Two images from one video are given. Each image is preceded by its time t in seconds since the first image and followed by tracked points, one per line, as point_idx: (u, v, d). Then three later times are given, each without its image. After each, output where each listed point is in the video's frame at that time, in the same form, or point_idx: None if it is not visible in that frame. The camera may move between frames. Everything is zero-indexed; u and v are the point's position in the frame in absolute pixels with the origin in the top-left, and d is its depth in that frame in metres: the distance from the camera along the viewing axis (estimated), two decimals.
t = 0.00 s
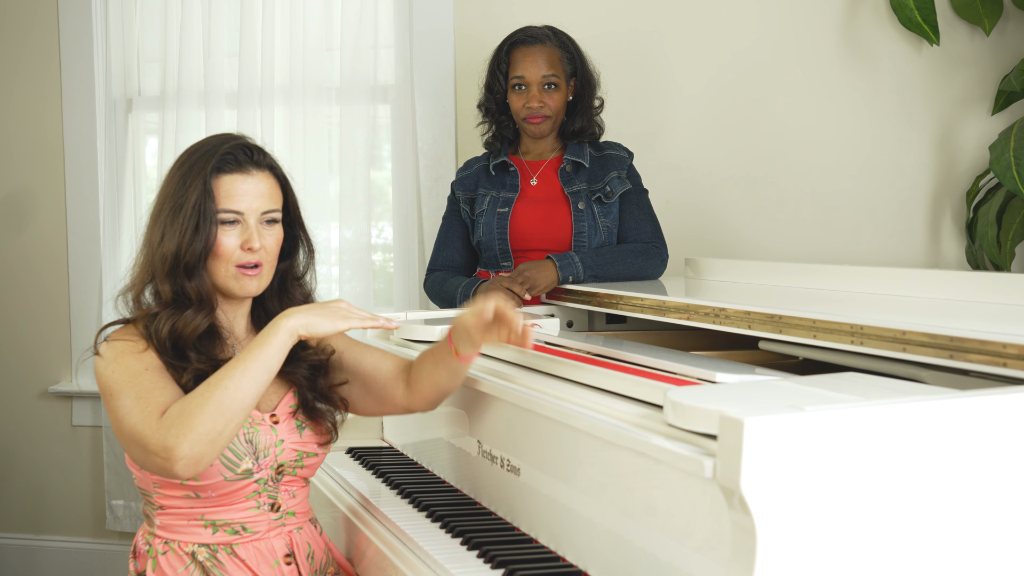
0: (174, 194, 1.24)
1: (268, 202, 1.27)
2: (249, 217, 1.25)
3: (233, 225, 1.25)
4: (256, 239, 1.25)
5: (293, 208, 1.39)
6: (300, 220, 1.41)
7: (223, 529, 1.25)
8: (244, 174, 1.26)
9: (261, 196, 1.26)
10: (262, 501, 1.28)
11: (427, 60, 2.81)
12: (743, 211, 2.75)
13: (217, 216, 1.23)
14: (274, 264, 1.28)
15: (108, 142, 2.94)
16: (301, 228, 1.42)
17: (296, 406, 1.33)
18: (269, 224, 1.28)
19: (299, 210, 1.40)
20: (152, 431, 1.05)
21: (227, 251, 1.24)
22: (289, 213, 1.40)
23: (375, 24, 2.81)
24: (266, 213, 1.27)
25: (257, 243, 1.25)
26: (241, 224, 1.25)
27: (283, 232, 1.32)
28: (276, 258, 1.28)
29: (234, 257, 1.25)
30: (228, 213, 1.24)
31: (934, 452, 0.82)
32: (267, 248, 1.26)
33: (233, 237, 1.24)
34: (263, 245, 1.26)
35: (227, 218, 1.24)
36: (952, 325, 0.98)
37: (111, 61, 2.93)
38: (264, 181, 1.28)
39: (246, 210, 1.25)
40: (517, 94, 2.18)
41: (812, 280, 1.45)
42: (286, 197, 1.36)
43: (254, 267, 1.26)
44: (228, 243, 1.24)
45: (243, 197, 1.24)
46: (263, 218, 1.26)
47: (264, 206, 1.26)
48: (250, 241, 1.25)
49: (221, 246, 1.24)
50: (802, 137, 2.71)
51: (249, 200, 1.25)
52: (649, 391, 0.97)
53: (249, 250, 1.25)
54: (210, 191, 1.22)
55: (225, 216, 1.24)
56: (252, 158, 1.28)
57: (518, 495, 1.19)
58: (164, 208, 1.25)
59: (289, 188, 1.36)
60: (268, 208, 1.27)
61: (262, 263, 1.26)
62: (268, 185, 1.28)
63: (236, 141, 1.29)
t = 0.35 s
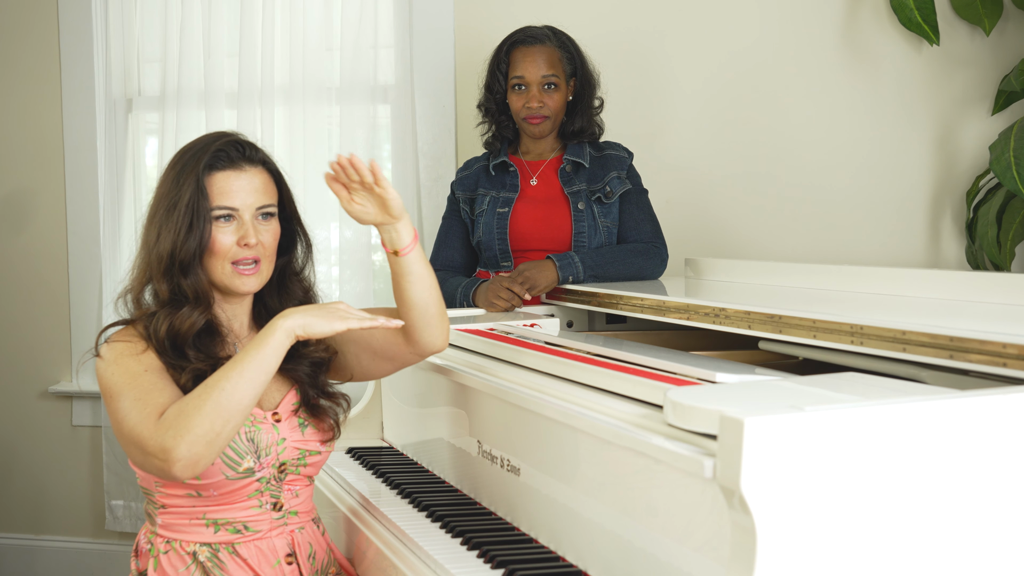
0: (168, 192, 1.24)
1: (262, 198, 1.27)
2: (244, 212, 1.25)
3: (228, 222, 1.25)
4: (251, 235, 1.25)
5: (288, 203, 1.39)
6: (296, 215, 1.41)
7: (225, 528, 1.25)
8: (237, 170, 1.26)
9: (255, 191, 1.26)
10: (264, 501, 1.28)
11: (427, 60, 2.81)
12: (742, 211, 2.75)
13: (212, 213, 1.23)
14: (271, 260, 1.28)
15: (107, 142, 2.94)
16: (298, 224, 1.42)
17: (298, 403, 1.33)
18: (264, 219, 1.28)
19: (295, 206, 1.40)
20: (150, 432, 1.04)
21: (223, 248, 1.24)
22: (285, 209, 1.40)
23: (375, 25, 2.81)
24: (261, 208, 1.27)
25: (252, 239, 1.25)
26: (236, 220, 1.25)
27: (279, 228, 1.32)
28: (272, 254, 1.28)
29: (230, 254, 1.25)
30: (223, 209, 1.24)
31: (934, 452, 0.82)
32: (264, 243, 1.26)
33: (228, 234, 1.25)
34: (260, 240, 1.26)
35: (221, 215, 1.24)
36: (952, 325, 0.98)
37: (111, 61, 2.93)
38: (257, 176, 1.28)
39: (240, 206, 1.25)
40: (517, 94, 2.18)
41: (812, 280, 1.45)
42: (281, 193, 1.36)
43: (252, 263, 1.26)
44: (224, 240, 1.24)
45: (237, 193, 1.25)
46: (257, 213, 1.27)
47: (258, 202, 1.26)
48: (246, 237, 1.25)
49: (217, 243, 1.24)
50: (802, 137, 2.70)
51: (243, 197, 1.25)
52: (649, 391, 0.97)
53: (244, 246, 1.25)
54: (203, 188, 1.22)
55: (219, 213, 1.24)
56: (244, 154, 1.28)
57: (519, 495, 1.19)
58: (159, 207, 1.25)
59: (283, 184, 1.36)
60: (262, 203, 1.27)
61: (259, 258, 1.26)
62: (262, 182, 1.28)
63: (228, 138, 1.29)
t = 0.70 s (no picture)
0: (168, 194, 1.24)
1: (261, 201, 1.26)
2: (242, 216, 1.24)
3: (226, 225, 1.24)
4: (249, 239, 1.24)
5: (290, 205, 1.38)
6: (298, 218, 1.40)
7: (225, 529, 1.25)
8: (236, 174, 1.25)
9: (254, 195, 1.25)
10: (264, 502, 1.28)
11: (427, 60, 2.81)
12: (741, 212, 2.75)
13: (210, 216, 1.23)
14: (270, 264, 1.28)
15: (107, 142, 2.94)
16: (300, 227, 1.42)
17: (298, 405, 1.33)
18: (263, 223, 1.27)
19: (297, 209, 1.39)
20: (147, 433, 1.04)
21: (221, 251, 1.24)
22: (287, 212, 1.39)
23: (375, 25, 2.81)
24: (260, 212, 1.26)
25: (250, 243, 1.24)
26: (235, 224, 1.25)
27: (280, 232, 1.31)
28: (271, 258, 1.28)
29: (228, 257, 1.25)
30: (221, 212, 1.23)
31: (934, 452, 0.82)
32: (262, 247, 1.26)
33: (226, 237, 1.24)
34: (258, 244, 1.25)
35: (220, 218, 1.24)
36: (952, 325, 0.98)
37: (111, 61, 2.93)
38: (257, 180, 1.27)
39: (239, 210, 1.24)
40: (516, 94, 2.18)
41: (812, 280, 1.45)
42: (283, 196, 1.36)
43: (249, 267, 1.26)
44: (221, 242, 1.24)
45: (236, 196, 1.24)
46: (256, 218, 1.26)
47: (258, 206, 1.25)
48: (243, 240, 1.24)
49: (214, 246, 1.24)
50: (801, 138, 2.71)
51: (242, 201, 1.24)
52: (650, 391, 0.96)
53: (242, 250, 1.24)
54: (201, 192, 1.22)
55: (217, 216, 1.23)
56: (245, 158, 1.27)
57: (519, 495, 1.19)
58: (159, 208, 1.25)
59: (285, 187, 1.35)
60: (261, 207, 1.26)
61: (257, 262, 1.26)
62: (262, 185, 1.27)
63: (229, 140, 1.28)
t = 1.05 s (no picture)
0: (170, 198, 1.23)
1: (262, 210, 1.25)
2: (242, 225, 1.24)
3: (226, 233, 1.24)
4: (247, 249, 1.23)
5: (293, 213, 1.37)
6: (301, 226, 1.40)
7: (225, 530, 1.25)
8: (238, 182, 1.24)
9: (255, 204, 1.24)
10: (264, 502, 1.28)
11: (427, 60, 2.81)
12: (741, 212, 2.75)
13: (209, 224, 1.22)
14: (268, 272, 1.27)
15: (107, 142, 2.94)
16: (303, 235, 1.41)
17: (298, 408, 1.33)
18: (264, 232, 1.26)
19: (299, 216, 1.38)
20: (147, 433, 1.04)
21: (219, 258, 1.24)
22: (290, 220, 1.39)
23: (375, 25, 2.82)
24: (261, 221, 1.25)
25: (247, 252, 1.23)
26: (234, 232, 1.24)
27: (281, 241, 1.30)
28: (269, 267, 1.27)
29: (226, 264, 1.24)
30: (221, 220, 1.23)
31: (934, 452, 0.82)
32: (260, 256, 1.25)
33: (224, 244, 1.23)
34: (256, 253, 1.24)
35: (220, 225, 1.23)
36: (952, 325, 0.98)
37: (111, 61, 2.93)
38: (260, 188, 1.26)
39: (238, 218, 1.23)
40: (516, 95, 2.19)
41: (812, 281, 1.45)
42: (286, 203, 1.34)
43: (247, 276, 1.25)
44: (220, 249, 1.23)
45: (237, 205, 1.23)
46: (256, 226, 1.25)
47: (259, 215, 1.25)
48: (241, 250, 1.23)
49: (213, 252, 1.23)
50: (801, 138, 2.71)
51: (242, 209, 1.24)
52: (649, 391, 0.96)
53: (239, 259, 1.23)
54: (202, 199, 1.21)
55: (217, 223, 1.23)
56: (248, 166, 1.26)
57: (518, 495, 1.19)
58: (161, 212, 1.25)
59: (289, 194, 1.34)
60: (262, 216, 1.25)
61: (255, 271, 1.25)
62: (264, 193, 1.26)
63: (234, 147, 1.27)
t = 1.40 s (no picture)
0: (169, 200, 1.23)
1: (259, 213, 1.25)
2: (239, 228, 1.23)
3: (224, 235, 1.23)
4: (243, 252, 1.23)
5: (292, 216, 1.37)
6: (301, 228, 1.40)
7: (224, 530, 1.25)
8: (236, 185, 1.23)
9: (252, 208, 1.24)
10: (264, 502, 1.28)
11: (427, 59, 2.80)
12: (741, 211, 2.75)
13: (206, 226, 1.22)
14: (265, 275, 1.27)
15: (108, 142, 2.94)
16: (303, 238, 1.41)
17: (297, 409, 1.33)
18: (261, 235, 1.26)
19: (299, 219, 1.38)
20: (145, 433, 1.04)
21: (216, 260, 1.23)
22: (290, 223, 1.38)
23: (375, 25, 2.81)
24: (258, 224, 1.25)
25: (244, 256, 1.23)
26: (231, 235, 1.24)
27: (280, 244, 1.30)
28: (267, 270, 1.27)
29: (223, 267, 1.24)
30: (218, 223, 1.23)
31: (933, 452, 0.82)
32: (257, 260, 1.25)
33: (221, 247, 1.23)
34: (252, 257, 1.24)
35: (218, 228, 1.23)
36: (952, 325, 0.98)
37: (111, 61, 2.93)
38: (258, 192, 1.25)
39: (235, 222, 1.23)
40: (516, 94, 2.19)
41: (812, 280, 1.45)
42: (285, 207, 1.34)
43: (244, 279, 1.25)
44: (217, 252, 1.23)
45: (234, 209, 1.23)
46: (253, 229, 1.25)
47: (256, 218, 1.24)
48: (238, 253, 1.23)
49: (209, 255, 1.23)
50: (801, 138, 2.71)
51: (240, 212, 1.23)
52: (649, 391, 0.96)
53: (236, 262, 1.23)
54: (199, 202, 1.21)
55: (214, 226, 1.22)
56: (246, 169, 1.25)
57: (518, 495, 1.19)
58: (161, 214, 1.25)
59: (288, 198, 1.34)
60: (259, 219, 1.24)
61: (252, 274, 1.25)
62: (263, 197, 1.26)
63: (233, 150, 1.26)
